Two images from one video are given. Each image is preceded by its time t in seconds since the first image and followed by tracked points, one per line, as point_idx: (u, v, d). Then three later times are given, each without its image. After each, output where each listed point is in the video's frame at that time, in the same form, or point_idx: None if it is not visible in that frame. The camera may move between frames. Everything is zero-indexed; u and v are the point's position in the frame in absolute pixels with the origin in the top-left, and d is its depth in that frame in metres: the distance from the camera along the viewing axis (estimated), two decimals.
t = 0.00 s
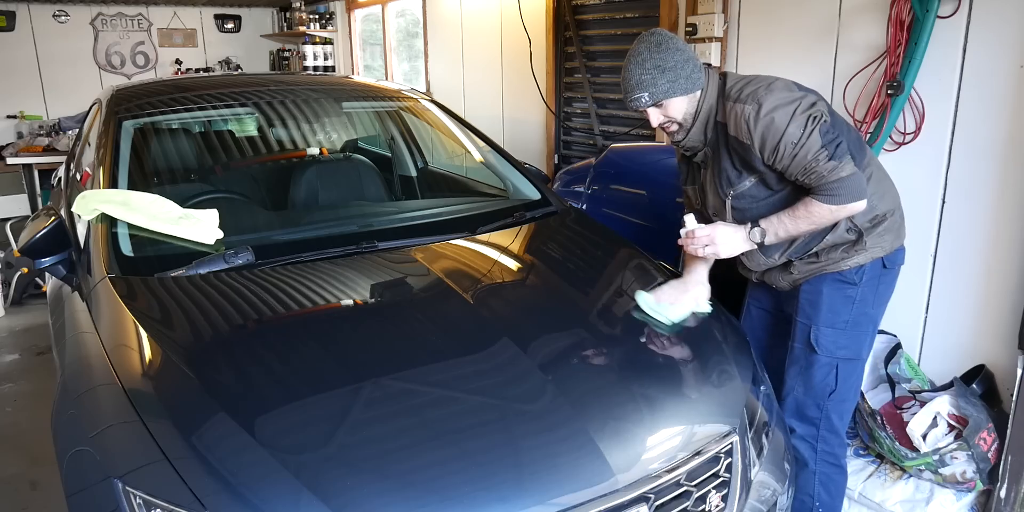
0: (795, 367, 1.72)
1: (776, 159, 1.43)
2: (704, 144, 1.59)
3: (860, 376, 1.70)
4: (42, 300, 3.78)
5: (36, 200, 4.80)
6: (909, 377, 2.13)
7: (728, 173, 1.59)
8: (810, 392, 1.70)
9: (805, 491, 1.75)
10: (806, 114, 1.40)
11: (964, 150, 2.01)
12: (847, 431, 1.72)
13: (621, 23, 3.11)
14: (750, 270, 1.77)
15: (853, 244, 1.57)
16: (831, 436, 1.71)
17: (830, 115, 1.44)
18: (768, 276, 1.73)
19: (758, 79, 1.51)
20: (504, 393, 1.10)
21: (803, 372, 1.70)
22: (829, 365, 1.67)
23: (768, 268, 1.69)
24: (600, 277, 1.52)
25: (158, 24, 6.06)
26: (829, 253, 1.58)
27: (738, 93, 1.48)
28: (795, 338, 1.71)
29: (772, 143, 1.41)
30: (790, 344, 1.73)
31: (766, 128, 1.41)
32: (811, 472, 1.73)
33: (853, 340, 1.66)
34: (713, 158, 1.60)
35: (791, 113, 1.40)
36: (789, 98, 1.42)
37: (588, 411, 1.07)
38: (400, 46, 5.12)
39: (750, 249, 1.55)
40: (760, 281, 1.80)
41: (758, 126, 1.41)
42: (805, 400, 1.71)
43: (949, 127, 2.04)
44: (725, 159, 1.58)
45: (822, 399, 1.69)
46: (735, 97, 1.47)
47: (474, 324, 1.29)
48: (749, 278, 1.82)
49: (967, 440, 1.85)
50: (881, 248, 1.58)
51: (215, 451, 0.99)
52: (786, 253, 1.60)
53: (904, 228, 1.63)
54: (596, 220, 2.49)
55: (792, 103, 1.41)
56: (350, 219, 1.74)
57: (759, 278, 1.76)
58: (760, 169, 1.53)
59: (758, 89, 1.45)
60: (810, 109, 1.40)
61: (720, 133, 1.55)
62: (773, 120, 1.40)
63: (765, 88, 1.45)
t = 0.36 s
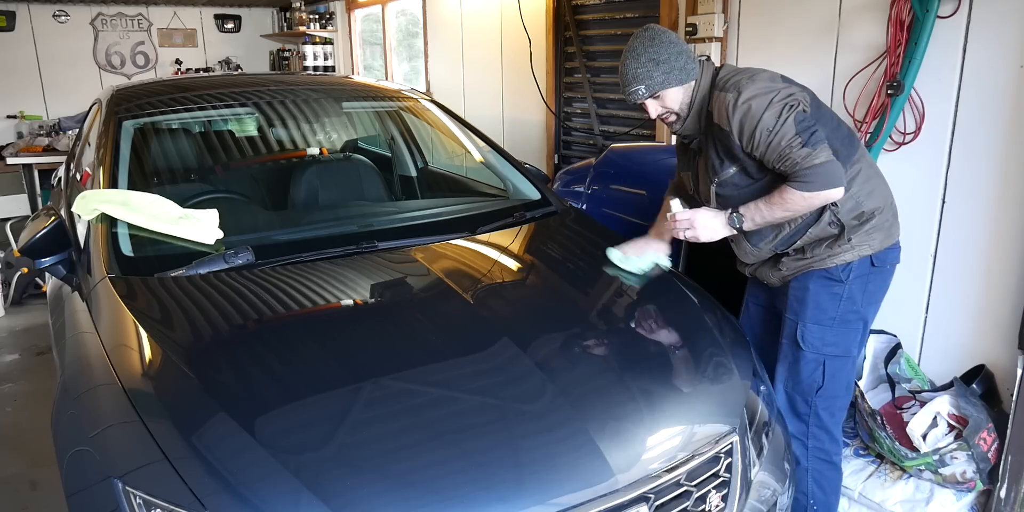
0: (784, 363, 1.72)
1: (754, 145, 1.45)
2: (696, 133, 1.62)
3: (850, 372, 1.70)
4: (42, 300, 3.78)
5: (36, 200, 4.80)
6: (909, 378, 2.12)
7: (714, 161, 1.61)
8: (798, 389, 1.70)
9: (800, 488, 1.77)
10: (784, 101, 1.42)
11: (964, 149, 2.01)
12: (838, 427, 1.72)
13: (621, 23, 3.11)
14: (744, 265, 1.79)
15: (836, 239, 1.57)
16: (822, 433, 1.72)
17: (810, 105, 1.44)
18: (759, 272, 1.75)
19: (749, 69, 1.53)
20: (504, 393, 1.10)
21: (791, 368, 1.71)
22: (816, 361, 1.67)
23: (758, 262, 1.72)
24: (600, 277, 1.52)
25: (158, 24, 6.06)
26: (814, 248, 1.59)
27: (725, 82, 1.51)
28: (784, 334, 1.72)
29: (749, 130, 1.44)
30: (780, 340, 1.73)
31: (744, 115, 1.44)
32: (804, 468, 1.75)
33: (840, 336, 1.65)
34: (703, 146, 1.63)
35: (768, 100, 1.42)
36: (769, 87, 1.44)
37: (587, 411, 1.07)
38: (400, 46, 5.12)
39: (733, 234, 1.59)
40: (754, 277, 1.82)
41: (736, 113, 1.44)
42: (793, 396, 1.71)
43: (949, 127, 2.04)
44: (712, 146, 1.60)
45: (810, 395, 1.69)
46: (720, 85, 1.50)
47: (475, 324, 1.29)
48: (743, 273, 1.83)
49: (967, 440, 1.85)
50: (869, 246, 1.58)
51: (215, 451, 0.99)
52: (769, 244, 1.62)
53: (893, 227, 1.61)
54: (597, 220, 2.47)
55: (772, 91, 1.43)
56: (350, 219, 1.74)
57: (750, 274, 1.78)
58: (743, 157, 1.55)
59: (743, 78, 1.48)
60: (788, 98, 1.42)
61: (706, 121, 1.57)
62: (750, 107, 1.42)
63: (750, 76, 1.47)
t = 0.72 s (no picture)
0: (783, 358, 1.72)
1: (754, 123, 1.47)
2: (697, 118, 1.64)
3: (849, 368, 1.69)
4: (42, 300, 3.78)
5: (36, 200, 4.80)
6: (909, 378, 2.13)
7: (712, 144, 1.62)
8: (796, 383, 1.70)
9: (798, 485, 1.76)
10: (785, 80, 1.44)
11: (964, 149, 2.01)
12: (837, 423, 1.72)
13: (621, 23, 3.12)
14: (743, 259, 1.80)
15: (832, 227, 1.57)
16: (821, 428, 1.71)
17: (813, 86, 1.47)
18: (758, 268, 1.75)
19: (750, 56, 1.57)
20: (504, 394, 1.10)
21: (789, 363, 1.71)
22: (814, 356, 1.67)
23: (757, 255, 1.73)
24: (600, 277, 1.52)
25: (158, 24, 6.06)
26: (812, 238, 1.59)
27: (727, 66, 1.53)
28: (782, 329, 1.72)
29: (751, 107, 1.45)
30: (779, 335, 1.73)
31: (746, 93, 1.45)
32: (802, 463, 1.75)
33: (838, 331, 1.65)
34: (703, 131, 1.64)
35: (770, 78, 1.44)
36: (771, 67, 1.46)
37: (587, 411, 1.07)
38: (400, 46, 5.12)
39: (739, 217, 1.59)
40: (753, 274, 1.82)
41: (738, 91, 1.46)
42: (792, 391, 1.71)
43: (949, 127, 2.04)
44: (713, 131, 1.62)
45: (808, 390, 1.69)
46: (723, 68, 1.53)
47: (475, 324, 1.29)
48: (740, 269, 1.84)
49: (967, 440, 1.85)
50: (867, 241, 1.58)
51: (215, 451, 0.99)
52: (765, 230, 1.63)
53: (891, 222, 1.61)
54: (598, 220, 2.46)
55: (773, 71, 1.45)
56: (350, 219, 1.74)
57: (749, 270, 1.79)
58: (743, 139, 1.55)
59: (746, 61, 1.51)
60: (790, 77, 1.44)
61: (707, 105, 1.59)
62: (752, 85, 1.45)
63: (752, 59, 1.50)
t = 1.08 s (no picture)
0: (813, 369, 1.66)
1: (810, 132, 1.36)
2: (723, 126, 1.51)
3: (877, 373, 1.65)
4: (42, 300, 3.78)
5: (36, 200, 4.80)
6: (909, 378, 2.13)
7: (746, 154, 1.50)
8: (833, 393, 1.64)
9: (835, 496, 1.69)
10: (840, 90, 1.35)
11: (965, 150, 2.01)
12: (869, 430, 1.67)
13: (621, 23, 3.12)
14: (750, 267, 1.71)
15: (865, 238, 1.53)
16: (856, 437, 1.66)
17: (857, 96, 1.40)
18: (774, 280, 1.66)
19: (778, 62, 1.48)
20: (504, 394, 1.10)
21: (821, 373, 1.64)
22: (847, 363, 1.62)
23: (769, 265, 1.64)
24: (601, 277, 1.52)
25: (158, 24, 6.06)
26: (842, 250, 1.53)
27: (765, 72, 1.42)
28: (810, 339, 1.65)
29: (810, 117, 1.35)
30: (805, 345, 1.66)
31: (802, 102, 1.35)
32: (841, 475, 1.67)
33: (869, 337, 1.61)
34: (730, 141, 1.52)
35: (826, 86, 1.35)
36: (820, 75, 1.37)
37: (587, 411, 1.07)
38: (400, 46, 5.12)
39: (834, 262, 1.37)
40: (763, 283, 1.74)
41: (794, 101, 1.36)
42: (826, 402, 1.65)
43: (949, 127, 2.04)
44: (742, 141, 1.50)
45: (843, 400, 1.64)
46: (762, 74, 1.42)
47: (474, 324, 1.29)
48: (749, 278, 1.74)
49: (967, 440, 1.85)
50: (891, 246, 1.55)
51: (215, 451, 0.99)
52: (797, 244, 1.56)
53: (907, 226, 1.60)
54: (599, 221, 2.49)
55: (824, 79, 1.37)
56: (350, 219, 1.74)
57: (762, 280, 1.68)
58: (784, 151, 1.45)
59: (787, 67, 1.41)
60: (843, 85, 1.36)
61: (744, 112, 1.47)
62: (809, 93, 1.35)
63: (794, 66, 1.40)
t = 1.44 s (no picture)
0: (851, 383, 1.63)
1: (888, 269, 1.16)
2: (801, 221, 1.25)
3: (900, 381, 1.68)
4: (42, 300, 3.78)
5: (36, 200, 4.80)
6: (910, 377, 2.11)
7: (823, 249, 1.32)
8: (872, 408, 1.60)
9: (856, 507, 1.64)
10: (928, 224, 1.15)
11: (965, 150, 2.01)
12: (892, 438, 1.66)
13: (621, 23, 3.11)
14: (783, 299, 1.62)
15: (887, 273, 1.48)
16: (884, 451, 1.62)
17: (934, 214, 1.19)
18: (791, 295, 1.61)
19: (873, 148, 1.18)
20: (504, 394, 1.10)
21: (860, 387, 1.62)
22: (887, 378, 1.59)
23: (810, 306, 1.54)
24: (601, 277, 1.52)
25: (158, 24, 6.06)
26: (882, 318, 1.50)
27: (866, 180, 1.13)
28: (848, 354, 1.61)
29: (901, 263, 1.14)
30: (841, 360, 1.63)
31: (901, 244, 1.12)
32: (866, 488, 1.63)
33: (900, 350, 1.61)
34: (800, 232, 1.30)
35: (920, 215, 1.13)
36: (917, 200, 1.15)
37: (587, 412, 1.07)
38: (400, 46, 5.12)
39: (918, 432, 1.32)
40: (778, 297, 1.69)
41: (893, 243, 1.12)
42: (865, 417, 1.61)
43: (949, 127, 2.04)
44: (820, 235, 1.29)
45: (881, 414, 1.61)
46: (863, 183, 1.13)
47: (475, 324, 1.29)
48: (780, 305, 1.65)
49: (966, 440, 1.88)
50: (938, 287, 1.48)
51: (215, 451, 0.99)
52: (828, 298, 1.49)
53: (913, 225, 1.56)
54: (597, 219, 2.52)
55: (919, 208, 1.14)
56: (350, 219, 1.74)
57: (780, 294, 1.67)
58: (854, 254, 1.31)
59: (889, 179, 1.14)
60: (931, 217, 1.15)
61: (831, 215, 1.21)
62: (908, 225, 1.12)
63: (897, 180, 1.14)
